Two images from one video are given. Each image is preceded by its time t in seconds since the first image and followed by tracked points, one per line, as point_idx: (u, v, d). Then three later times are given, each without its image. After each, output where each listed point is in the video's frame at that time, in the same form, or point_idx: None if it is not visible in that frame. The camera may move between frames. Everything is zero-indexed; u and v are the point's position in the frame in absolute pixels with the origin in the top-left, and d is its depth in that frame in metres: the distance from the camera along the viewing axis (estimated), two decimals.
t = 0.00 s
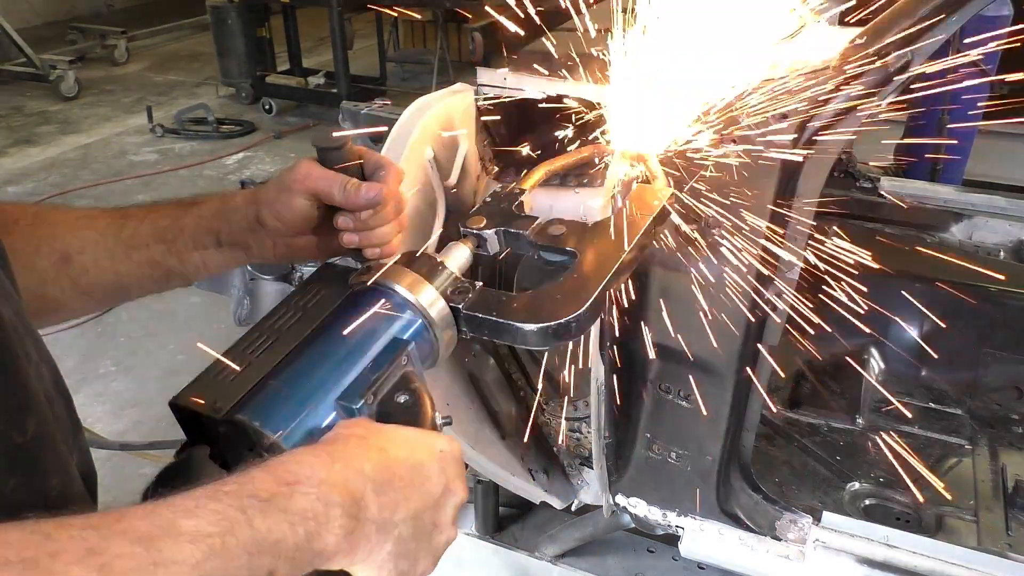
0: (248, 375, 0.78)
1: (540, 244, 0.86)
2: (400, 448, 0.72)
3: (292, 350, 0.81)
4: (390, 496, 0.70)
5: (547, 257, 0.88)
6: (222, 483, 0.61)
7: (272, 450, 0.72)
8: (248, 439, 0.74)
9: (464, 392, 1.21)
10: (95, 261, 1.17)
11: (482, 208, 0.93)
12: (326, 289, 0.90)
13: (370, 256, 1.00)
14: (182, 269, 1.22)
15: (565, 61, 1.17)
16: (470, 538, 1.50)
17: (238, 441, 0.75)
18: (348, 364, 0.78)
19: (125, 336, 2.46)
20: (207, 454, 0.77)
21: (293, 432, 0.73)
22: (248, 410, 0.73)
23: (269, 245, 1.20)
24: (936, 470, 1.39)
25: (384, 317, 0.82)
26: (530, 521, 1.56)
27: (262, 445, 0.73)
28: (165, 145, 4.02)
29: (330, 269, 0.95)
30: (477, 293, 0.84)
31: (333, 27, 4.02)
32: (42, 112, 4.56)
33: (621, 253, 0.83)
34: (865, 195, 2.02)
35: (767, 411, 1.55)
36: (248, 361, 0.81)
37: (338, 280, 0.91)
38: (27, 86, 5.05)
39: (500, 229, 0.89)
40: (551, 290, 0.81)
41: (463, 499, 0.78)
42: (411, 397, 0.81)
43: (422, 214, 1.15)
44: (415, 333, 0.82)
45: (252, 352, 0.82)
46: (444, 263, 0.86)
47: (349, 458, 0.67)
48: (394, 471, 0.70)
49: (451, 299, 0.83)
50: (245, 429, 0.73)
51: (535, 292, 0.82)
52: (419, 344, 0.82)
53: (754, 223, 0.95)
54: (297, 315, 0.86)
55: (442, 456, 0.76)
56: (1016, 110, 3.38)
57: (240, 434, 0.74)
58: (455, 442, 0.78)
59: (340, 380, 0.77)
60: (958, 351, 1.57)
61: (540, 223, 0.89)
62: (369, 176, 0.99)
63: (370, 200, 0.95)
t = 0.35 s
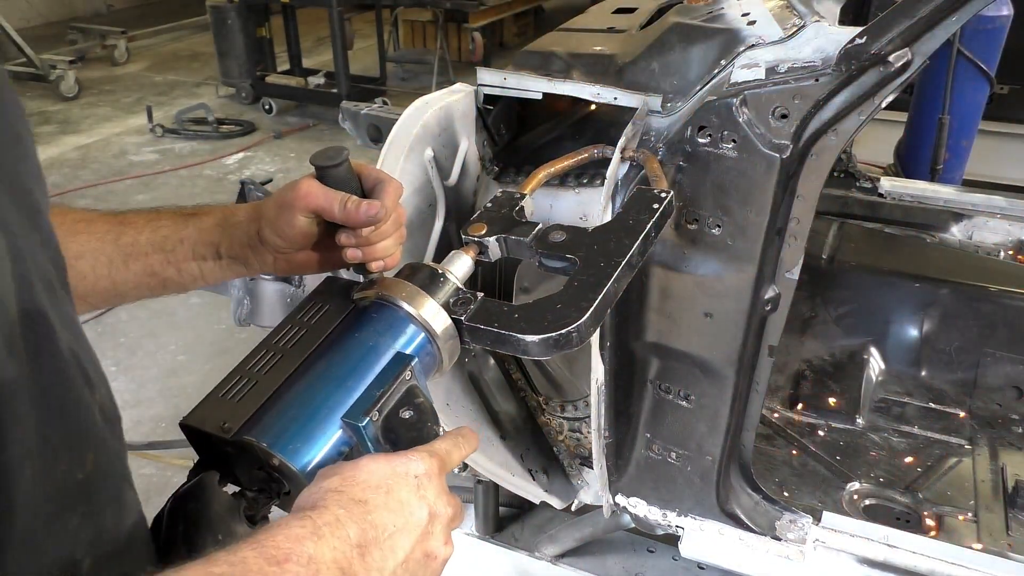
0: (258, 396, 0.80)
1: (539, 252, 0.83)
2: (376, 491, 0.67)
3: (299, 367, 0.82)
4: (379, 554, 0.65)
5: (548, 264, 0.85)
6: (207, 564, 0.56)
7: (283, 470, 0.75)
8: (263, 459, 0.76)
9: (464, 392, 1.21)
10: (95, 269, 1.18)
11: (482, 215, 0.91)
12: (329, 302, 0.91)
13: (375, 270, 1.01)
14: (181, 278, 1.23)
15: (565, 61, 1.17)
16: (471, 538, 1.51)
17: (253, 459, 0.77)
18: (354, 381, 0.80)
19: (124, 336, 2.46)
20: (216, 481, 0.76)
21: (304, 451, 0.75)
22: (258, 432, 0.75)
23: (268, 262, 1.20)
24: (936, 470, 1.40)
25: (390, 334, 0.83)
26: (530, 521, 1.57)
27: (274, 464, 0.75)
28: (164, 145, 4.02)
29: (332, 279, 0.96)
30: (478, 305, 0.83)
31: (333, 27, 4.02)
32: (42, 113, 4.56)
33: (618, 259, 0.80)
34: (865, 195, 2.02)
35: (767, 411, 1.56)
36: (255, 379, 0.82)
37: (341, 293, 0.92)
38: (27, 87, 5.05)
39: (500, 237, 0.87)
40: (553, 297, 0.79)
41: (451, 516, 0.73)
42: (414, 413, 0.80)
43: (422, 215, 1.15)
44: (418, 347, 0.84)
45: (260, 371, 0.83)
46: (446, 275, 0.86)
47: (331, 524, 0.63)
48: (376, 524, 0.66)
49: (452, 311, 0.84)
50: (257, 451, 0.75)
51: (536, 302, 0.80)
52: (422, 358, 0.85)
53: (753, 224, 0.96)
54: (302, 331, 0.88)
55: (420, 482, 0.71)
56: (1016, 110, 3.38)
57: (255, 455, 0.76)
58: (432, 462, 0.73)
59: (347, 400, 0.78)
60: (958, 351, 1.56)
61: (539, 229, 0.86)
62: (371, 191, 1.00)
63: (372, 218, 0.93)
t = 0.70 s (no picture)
0: (261, 410, 0.79)
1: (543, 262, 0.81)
2: (385, 506, 0.67)
3: (301, 382, 0.81)
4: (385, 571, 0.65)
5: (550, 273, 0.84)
6: None
7: (284, 485, 0.73)
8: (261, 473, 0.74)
9: (464, 392, 1.20)
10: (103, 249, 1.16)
11: (480, 227, 0.87)
12: (332, 313, 0.89)
13: (375, 281, 1.02)
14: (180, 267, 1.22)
15: (565, 61, 1.17)
16: (471, 539, 1.51)
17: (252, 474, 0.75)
18: (357, 396, 0.78)
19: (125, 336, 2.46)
20: (213, 502, 0.75)
21: (306, 467, 0.73)
22: (260, 446, 0.74)
23: (269, 271, 1.17)
24: (936, 470, 1.40)
25: (392, 347, 0.81)
26: (530, 521, 1.57)
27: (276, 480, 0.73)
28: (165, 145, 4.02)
29: (334, 291, 0.94)
30: (480, 314, 0.81)
31: (333, 27, 4.02)
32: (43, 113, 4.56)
33: (622, 261, 0.79)
34: (865, 195, 2.02)
35: (767, 411, 1.56)
36: (258, 394, 0.81)
37: (343, 304, 0.91)
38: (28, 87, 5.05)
39: (500, 248, 0.83)
40: (556, 303, 0.77)
41: (461, 529, 0.73)
42: (416, 424, 0.79)
43: (422, 214, 1.15)
44: (421, 358, 0.82)
45: (262, 386, 0.82)
46: (448, 284, 0.84)
47: (337, 541, 0.63)
48: (383, 539, 0.66)
49: (456, 321, 0.81)
50: (258, 466, 0.73)
51: (540, 308, 0.78)
52: (425, 369, 0.82)
53: (753, 223, 0.96)
54: (304, 345, 0.86)
55: (429, 496, 0.70)
56: (1016, 111, 3.38)
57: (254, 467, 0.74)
58: (441, 472, 0.72)
59: (348, 414, 0.77)
60: (958, 351, 1.56)
61: (539, 236, 0.83)
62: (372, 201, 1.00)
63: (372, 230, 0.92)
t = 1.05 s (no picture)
0: (250, 418, 0.79)
1: (536, 272, 0.80)
2: (379, 501, 0.67)
3: (290, 389, 0.81)
4: (375, 563, 0.64)
5: (547, 282, 0.82)
6: (205, 553, 0.56)
7: (272, 497, 0.72)
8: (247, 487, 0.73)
9: (464, 393, 1.20)
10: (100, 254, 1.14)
11: (474, 234, 0.87)
12: (321, 320, 0.90)
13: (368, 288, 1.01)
14: (175, 288, 1.18)
15: (565, 61, 1.17)
16: (471, 539, 1.51)
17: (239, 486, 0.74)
18: (346, 405, 0.78)
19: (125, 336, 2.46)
20: (198, 514, 0.74)
21: (293, 477, 0.73)
22: (247, 455, 0.74)
23: (259, 274, 1.17)
24: (936, 470, 1.40)
25: (382, 355, 0.81)
26: (530, 521, 1.57)
27: (262, 492, 0.73)
28: (164, 145, 4.02)
29: (325, 299, 0.94)
30: (473, 324, 0.80)
31: (333, 27, 4.02)
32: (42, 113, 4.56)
33: (624, 259, 0.79)
34: (865, 195, 2.02)
35: (767, 411, 1.56)
36: (248, 401, 0.81)
37: (334, 310, 0.91)
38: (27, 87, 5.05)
39: (494, 256, 0.83)
40: (551, 317, 0.76)
41: (456, 536, 0.72)
42: (408, 436, 0.79)
43: (422, 214, 1.15)
44: (413, 366, 0.82)
45: (252, 393, 0.82)
46: (440, 293, 0.83)
47: (330, 524, 0.62)
48: (375, 531, 0.65)
49: (447, 331, 0.81)
50: (244, 475, 0.73)
51: (533, 320, 0.77)
52: (416, 379, 0.82)
53: (753, 223, 0.96)
54: (294, 350, 0.86)
55: (425, 498, 0.70)
56: (1016, 110, 3.38)
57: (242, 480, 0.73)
58: (436, 477, 0.73)
59: (338, 423, 0.76)
60: (958, 351, 1.56)
61: (534, 246, 0.82)
62: (364, 208, 1.00)
63: (363, 239, 0.93)
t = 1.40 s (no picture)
0: (250, 418, 0.79)
1: (538, 272, 0.79)
2: (388, 499, 0.67)
3: (291, 389, 0.81)
4: (382, 560, 0.64)
5: (547, 282, 0.82)
6: (212, 546, 0.56)
7: (273, 497, 0.72)
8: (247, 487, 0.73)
9: (464, 393, 1.20)
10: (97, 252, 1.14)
11: (474, 234, 0.87)
12: (321, 321, 0.90)
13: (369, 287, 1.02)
14: (171, 287, 1.18)
15: (565, 61, 1.17)
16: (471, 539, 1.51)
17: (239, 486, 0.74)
18: (347, 404, 0.78)
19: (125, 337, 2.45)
20: (199, 514, 0.74)
21: (295, 478, 0.73)
22: (248, 455, 0.74)
23: (258, 273, 1.18)
24: (936, 470, 1.40)
25: (383, 355, 0.81)
26: (530, 521, 1.57)
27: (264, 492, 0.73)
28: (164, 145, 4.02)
29: (326, 298, 0.94)
30: (476, 323, 0.80)
31: (333, 27, 4.02)
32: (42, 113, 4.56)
33: (624, 259, 0.79)
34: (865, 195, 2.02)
35: (767, 411, 1.56)
36: (249, 402, 0.81)
37: (334, 311, 0.91)
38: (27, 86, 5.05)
39: (495, 255, 0.83)
40: (552, 317, 0.76)
41: (463, 534, 0.73)
42: (412, 436, 0.78)
43: (422, 214, 1.15)
44: (414, 366, 0.82)
45: (252, 393, 0.82)
46: (441, 293, 0.83)
47: (337, 520, 0.62)
48: (383, 529, 0.65)
49: (450, 330, 0.81)
50: (246, 475, 0.73)
51: (534, 320, 0.77)
52: (418, 378, 0.82)
53: (753, 223, 0.96)
54: (295, 350, 0.87)
55: (434, 496, 0.71)
56: (1017, 110, 3.38)
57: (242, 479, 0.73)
58: (445, 477, 0.73)
59: (340, 422, 0.76)
60: (958, 351, 1.57)
61: (534, 245, 0.82)
62: (364, 207, 1.00)
63: (365, 237, 0.93)
